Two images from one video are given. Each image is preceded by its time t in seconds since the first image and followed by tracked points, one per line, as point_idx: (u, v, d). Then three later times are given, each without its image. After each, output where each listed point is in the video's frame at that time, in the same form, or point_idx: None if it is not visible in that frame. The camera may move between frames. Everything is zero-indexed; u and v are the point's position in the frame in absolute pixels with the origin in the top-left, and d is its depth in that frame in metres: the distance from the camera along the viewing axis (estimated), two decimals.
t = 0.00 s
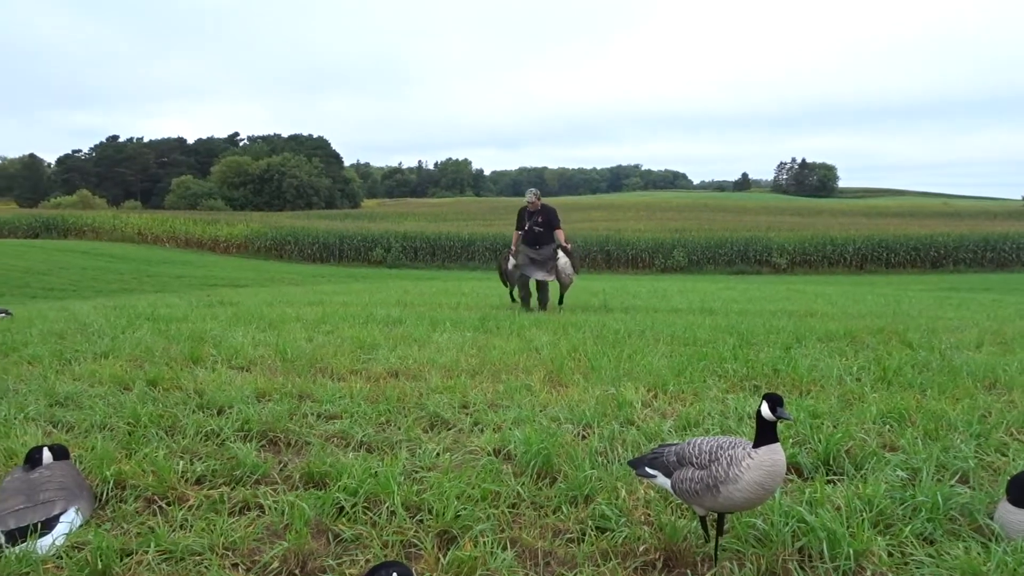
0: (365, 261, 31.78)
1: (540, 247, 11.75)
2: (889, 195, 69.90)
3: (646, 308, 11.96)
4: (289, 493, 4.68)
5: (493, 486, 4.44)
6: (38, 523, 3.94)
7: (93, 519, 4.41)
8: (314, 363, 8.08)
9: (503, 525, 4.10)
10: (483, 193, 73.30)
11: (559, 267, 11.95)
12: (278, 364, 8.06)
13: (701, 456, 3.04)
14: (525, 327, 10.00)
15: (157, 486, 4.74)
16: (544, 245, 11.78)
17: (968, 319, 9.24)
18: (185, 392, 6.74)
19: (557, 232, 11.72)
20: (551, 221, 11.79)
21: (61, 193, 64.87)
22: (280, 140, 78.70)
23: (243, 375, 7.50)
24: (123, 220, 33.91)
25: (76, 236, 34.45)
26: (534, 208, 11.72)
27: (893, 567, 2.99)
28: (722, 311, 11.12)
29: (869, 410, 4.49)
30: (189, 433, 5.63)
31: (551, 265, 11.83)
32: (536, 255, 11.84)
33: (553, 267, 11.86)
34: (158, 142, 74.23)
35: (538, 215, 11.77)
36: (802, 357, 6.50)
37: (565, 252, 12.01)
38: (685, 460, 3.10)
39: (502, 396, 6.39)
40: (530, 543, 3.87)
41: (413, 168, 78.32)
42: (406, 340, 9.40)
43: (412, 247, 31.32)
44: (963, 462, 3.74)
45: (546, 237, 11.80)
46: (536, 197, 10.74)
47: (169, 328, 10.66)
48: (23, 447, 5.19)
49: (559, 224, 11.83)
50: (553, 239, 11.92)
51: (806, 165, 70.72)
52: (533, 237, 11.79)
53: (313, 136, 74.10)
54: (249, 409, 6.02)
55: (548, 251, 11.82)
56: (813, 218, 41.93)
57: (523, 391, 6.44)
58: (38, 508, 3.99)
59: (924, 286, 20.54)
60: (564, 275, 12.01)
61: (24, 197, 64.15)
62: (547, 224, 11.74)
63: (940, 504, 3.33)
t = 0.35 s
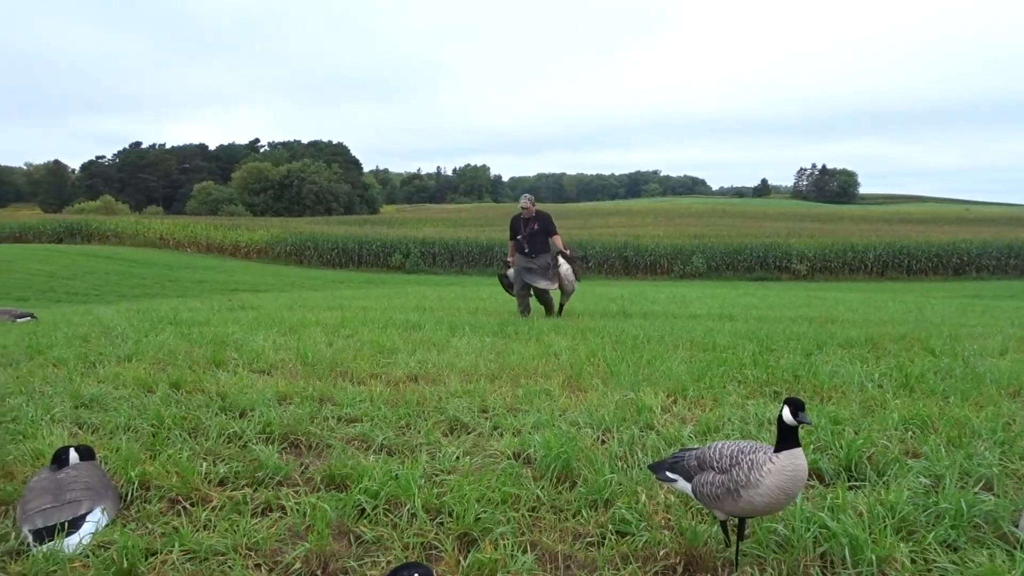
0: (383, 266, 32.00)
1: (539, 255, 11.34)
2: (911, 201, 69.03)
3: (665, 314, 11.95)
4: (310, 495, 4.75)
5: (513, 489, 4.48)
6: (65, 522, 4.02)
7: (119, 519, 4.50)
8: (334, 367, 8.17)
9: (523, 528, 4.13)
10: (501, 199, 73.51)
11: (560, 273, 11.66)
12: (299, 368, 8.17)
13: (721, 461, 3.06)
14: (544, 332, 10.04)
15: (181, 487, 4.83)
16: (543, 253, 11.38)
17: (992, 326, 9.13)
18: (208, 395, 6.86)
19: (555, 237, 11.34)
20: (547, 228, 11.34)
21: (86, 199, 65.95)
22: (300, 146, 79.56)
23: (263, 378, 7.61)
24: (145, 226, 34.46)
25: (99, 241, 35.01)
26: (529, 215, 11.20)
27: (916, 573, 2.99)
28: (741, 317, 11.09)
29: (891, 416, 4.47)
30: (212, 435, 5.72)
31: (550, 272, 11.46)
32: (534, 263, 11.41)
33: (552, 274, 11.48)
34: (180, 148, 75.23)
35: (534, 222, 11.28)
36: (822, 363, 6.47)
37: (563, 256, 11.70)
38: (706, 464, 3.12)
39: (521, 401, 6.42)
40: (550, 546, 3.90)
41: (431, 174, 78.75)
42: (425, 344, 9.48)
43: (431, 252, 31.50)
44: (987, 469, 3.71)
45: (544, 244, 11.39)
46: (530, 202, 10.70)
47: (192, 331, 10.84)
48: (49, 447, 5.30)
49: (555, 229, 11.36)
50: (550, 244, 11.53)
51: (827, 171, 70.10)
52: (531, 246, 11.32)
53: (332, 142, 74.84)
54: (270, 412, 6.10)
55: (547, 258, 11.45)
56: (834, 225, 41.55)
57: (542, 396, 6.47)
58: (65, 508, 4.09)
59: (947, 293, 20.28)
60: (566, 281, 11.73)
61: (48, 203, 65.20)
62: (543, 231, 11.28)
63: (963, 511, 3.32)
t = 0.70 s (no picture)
0: (403, 269, 32.15)
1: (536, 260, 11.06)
2: (937, 205, 67.96)
3: (685, 318, 11.90)
4: (332, 494, 4.81)
5: (532, 489, 4.50)
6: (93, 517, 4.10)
7: (145, 515, 4.58)
8: (355, 369, 8.26)
9: (543, 528, 4.16)
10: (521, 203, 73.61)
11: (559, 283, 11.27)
12: (320, 369, 8.26)
13: (741, 462, 3.07)
14: (563, 335, 10.06)
15: (205, 484, 4.93)
16: (540, 259, 11.12)
17: (1019, 331, 8.99)
18: (230, 395, 6.97)
19: (555, 243, 11.03)
20: (547, 233, 11.07)
21: (112, 203, 67.26)
22: (321, 150, 80.32)
23: (285, 379, 7.71)
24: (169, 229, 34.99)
25: (124, 244, 35.66)
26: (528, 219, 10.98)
27: None
28: (762, 321, 11.02)
29: (914, 421, 4.44)
30: (235, 434, 5.82)
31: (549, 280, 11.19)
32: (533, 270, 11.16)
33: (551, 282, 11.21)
34: (204, 152, 76.42)
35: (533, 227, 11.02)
36: (845, 367, 6.42)
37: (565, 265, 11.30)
38: (726, 465, 3.13)
39: (541, 403, 6.45)
40: (570, 547, 3.92)
41: (451, 178, 79.06)
42: (445, 347, 9.55)
43: (450, 256, 31.63)
44: (1012, 473, 3.68)
45: (542, 250, 11.13)
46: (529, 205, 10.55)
47: (214, 333, 11.01)
48: (77, 444, 5.35)
49: (554, 234, 11.12)
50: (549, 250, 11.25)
51: (850, 174, 69.27)
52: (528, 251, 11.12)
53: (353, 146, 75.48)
54: (293, 412, 6.20)
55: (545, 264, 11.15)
56: (858, 228, 41.04)
57: (561, 398, 6.49)
58: (92, 504, 4.18)
59: (974, 297, 19.94)
60: (565, 290, 11.34)
61: (74, 206, 66.60)
62: (542, 236, 11.04)
63: (988, 516, 3.29)
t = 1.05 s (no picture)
0: (427, 272, 32.28)
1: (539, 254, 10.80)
2: (968, 209, 66.63)
3: (709, 321, 11.85)
4: (357, 493, 4.89)
5: (556, 491, 4.54)
6: (123, 514, 4.19)
7: (174, 513, 4.69)
8: (379, 370, 8.36)
9: (566, 529, 4.19)
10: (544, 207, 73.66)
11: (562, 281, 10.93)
12: (345, 371, 8.37)
13: (765, 465, 3.07)
14: (587, 338, 10.08)
15: (233, 483, 5.03)
16: (544, 253, 10.83)
17: None
18: (258, 396, 7.10)
19: (559, 239, 10.79)
20: (552, 227, 10.85)
21: (141, 207, 68.67)
22: (346, 154, 81.19)
23: (311, 380, 7.82)
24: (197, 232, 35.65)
25: (153, 247, 36.34)
26: (533, 213, 10.82)
27: None
28: (788, 325, 10.94)
29: (941, 425, 4.41)
30: (262, 434, 5.94)
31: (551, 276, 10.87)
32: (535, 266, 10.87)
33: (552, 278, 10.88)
34: (231, 156, 77.58)
35: (537, 220, 10.83)
36: (871, 372, 6.36)
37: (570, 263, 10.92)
38: (749, 468, 3.14)
39: (565, 405, 6.48)
40: (592, 548, 3.96)
41: (475, 182, 79.37)
42: (469, 349, 9.62)
43: (474, 259, 31.75)
44: None
45: (547, 244, 10.86)
46: (533, 196, 10.40)
47: (242, 335, 11.20)
48: (109, 442, 5.44)
49: (559, 230, 10.90)
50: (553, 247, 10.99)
51: (878, 177, 68.25)
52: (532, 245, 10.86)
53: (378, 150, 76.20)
54: (318, 413, 6.30)
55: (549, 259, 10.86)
56: (886, 232, 40.41)
57: (585, 401, 6.51)
58: (123, 501, 4.27)
59: (1007, 302, 19.52)
60: (569, 288, 10.84)
61: (104, 210, 68.08)
62: (547, 231, 10.83)
63: (1016, 521, 3.27)
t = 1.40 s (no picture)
0: (447, 273, 32.41)
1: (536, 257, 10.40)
2: (997, 212, 65.43)
3: (730, 323, 11.78)
4: (378, 490, 4.95)
5: (577, 490, 4.55)
6: (149, 507, 4.26)
7: (199, 506, 4.77)
8: (400, 369, 8.43)
9: (587, 528, 4.20)
10: (565, 208, 73.60)
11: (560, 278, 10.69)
12: (366, 369, 8.45)
13: (789, 466, 3.07)
14: (607, 339, 10.06)
15: (256, 478, 5.10)
16: (542, 256, 10.48)
17: None
18: (280, 393, 7.19)
19: (555, 238, 10.39)
20: (546, 226, 10.43)
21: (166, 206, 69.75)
22: (368, 155, 81.83)
23: (332, 378, 7.90)
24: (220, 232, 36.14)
25: (177, 245, 36.87)
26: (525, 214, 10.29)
27: None
28: (810, 328, 10.84)
29: (967, 430, 4.36)
30: (285, 431, 6.01)
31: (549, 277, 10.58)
32: (532, 268, 10.51)
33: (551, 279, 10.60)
34: (254, 156, 78.42)
35: (532, 221, 10.35)
36: (895, 375, 6.30)
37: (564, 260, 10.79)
38: (773, 469, 3.14)
39: (585, 405, 6.49)
40: (614, 547, 3.97)
41: (495, 183, 79.56)
42: (489, 349, 9.65)
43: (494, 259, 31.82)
44: None
45: (542, 244, 10.46)
46: (526, 199, 9.85)
47: (264, 333, 11.34)
48: (134, 436, 5.52)
49: (553, 227, 10.46)
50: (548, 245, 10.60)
51: (902, 179, 67.32)
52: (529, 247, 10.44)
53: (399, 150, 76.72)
54: (340, 410, 6.36)
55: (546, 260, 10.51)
56: (911, 235, 39.82)
57: (606, 401, 6.52)
58: (149, 494, 4.34)
59: None
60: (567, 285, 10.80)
61: (130, 209, 69.18)
62: (541, 231, 10.38)
63: None
